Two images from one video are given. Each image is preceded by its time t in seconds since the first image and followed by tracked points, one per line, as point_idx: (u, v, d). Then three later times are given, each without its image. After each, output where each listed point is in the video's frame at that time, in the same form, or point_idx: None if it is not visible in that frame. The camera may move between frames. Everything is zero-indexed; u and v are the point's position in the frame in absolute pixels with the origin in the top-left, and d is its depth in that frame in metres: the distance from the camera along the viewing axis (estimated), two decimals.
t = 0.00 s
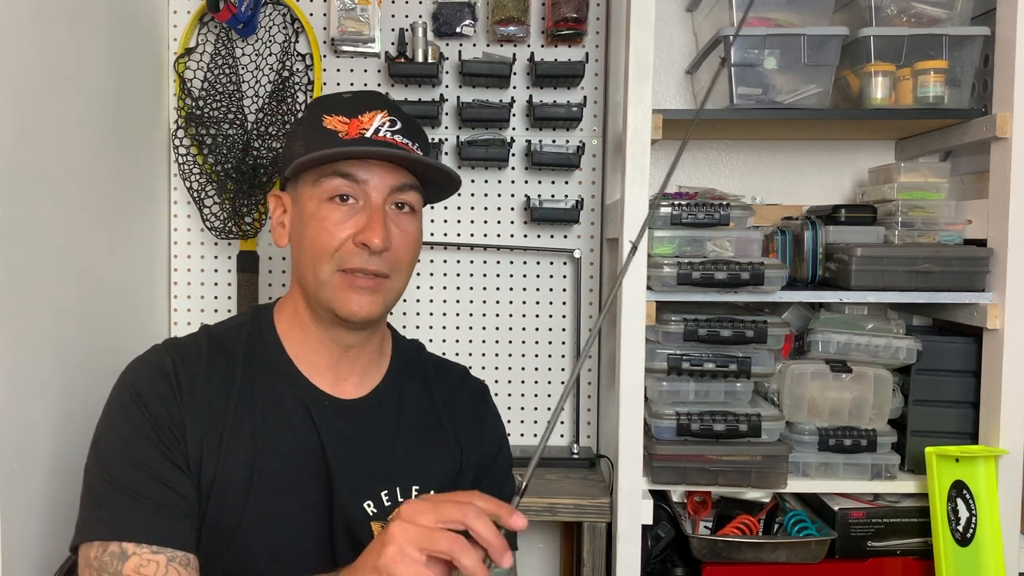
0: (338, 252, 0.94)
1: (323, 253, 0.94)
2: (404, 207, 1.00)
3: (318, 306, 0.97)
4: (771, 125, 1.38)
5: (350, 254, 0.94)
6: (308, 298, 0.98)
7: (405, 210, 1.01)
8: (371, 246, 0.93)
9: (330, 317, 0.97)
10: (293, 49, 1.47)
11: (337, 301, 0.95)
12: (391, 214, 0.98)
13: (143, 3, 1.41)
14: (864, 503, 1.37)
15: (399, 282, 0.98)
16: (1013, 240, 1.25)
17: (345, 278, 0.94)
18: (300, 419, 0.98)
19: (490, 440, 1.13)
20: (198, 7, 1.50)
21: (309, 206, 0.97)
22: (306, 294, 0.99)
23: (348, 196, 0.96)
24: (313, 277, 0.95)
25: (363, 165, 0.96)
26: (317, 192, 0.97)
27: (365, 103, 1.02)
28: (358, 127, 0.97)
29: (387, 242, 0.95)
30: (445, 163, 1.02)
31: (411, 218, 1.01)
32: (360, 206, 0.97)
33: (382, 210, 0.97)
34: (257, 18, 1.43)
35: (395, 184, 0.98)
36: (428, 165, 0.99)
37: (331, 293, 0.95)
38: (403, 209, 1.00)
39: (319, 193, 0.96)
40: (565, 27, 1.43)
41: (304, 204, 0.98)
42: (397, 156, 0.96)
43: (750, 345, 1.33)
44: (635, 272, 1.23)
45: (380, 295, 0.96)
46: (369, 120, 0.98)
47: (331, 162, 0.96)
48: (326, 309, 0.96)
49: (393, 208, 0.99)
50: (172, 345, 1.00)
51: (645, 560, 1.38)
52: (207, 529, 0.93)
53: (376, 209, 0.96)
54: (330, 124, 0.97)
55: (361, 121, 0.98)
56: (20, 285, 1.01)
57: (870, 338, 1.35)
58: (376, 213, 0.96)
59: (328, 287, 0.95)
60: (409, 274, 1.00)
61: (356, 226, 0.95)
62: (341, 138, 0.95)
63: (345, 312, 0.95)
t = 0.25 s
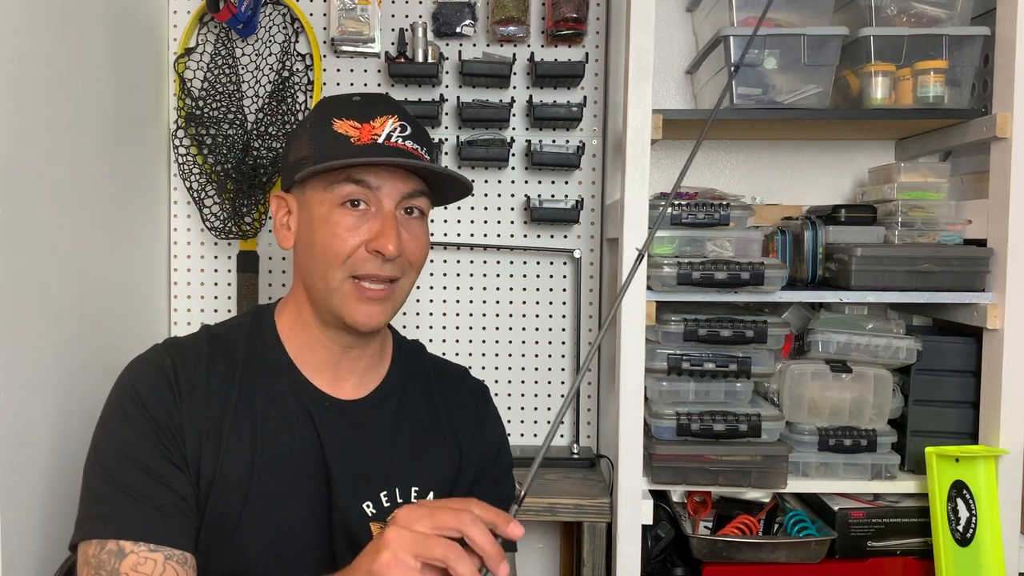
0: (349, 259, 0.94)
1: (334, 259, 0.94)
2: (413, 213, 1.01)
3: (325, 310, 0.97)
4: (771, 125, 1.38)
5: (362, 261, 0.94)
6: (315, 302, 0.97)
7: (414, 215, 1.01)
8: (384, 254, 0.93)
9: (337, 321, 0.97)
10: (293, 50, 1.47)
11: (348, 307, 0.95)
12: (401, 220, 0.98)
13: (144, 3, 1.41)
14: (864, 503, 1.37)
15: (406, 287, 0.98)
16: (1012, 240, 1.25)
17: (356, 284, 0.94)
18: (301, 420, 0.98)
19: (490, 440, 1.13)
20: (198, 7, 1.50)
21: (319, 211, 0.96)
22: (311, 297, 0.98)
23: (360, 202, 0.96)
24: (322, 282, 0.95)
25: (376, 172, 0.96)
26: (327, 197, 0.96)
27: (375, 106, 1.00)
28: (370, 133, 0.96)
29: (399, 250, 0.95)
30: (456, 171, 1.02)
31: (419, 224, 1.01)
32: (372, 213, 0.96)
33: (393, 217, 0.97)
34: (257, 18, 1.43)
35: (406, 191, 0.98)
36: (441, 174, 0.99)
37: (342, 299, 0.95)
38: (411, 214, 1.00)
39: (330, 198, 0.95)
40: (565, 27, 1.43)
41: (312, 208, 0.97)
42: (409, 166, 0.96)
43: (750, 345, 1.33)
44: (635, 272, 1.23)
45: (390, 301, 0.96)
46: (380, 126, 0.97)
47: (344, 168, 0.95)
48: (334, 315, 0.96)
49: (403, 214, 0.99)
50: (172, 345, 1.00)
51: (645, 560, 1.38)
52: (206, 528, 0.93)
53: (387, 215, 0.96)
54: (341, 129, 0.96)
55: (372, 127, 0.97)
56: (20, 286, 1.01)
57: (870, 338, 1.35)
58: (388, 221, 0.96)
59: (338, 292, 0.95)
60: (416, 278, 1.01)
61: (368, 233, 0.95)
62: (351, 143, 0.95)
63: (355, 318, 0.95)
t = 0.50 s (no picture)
0: (338, 259, 0.94)
1: (323, 260, 0.94)
2: (406, 215, 1.00)
3: (317, 312, 0.97)
4: (771, 125, 1.38)
5: (351, 262, 0.94)
6: (309, 304, 0.97)
7: (408, 218, 1.01)
8: (372, 255, 0.93)
9: (329, 323, 0.97)
10: (293, 49, 1.47)
11: (337, 308, 0.95)
12: (393, 222, 0.98)
13: (144, 3, 1.41)
14: (864, 503, 1.37)
15: (399, 289, 0.98)
16: (1012, 240, 1.25)
17: (345, 285, 0.94)
18: (300, 420, 0.98)
19: (489, 440, 1.13)
20: (198, 6, 1.50)
21: (310, 213, 0.96)
22: (306, 299, 0.99)
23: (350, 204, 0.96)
24: (313, 283, 0.95)
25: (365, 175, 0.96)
26: (318, 199, 0.96)
27: (372, 107, 1.00)
28: (362, 134, 0.96)
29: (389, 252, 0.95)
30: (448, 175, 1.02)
31: (413, 226, 1.00)
32: (362, 214, 0.96)
33: (384, 219, 0.96)
34: (257, 18, 1.43)
35: (397, 193, 0.98)
36: (432, 177, 0.99)
37: (332, 300, 0.95)
38: (405, 217, 1.00)
39: (320, 200, 0.96)
40: (565, 27, 1.43)
41: (304, 211, 0.97)
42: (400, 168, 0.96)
43: (750, 345, 1.33)
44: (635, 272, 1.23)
45: (380, 303, 0.96)
46: (374, 127, 0.97)
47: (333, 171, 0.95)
48: (326, 316, 0.96)
49: (396, 216, 0.99)
50: (172, 345, 1.00)
51: (645, 560, 1.38)
52: (205, 528, 0.93)
53: (377, 217, 0.96)
54: (335, 129, 0.96)
55: (366, 128, 0.97)
56: (20, 286, 1.01)
57: (870, 338, 1.35)
58: (378, 222, 0.96)
59: (328, 294, 0.95)
60: (409, 281, 1.00)
61: (358, 234, 0.95)
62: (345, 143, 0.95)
63: (345, 319, 0.95)
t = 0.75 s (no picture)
0: (378, 277, 0.91)
1: (361, 277, 0.91)
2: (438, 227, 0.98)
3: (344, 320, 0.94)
4: (771, 125, 1.38)
5: (392, 280, 0.91)
6: (336, 312, 0.94)
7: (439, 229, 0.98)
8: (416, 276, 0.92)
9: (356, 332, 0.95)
10: (293, 50, 1.47)
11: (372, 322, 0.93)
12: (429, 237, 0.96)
13: (143, 3, 1.41)
14: (864, 503, 1.37)
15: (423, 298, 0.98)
16: (1012, 240, 1.25)
17: (382, 300, 0.93)
18: (296, 420, 0.98)
19: (487, 440, 1.13)
20: (198, 6, 1.50)
21: (346, 224, 0.91)
22: (326, 304, 0.95)
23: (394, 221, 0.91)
24: (346, 295, 0.92)
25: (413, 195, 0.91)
26: (358, 212, 0.90)
27: (406, 120, 0.99)
28: (411, 151, 0.95)
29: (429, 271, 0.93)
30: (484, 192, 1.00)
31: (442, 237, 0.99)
32: (404, 232, 0.92)
33: (425, 236, 0.94)
34: (257, 18, 1.43)
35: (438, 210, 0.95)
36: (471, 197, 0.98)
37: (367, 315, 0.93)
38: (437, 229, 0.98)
39: (362, 214, 0.90)
40: (565, 27, 1.43)
41: (337, 219, 0.91)
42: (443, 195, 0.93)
43: (750, 345, 1.33)
44: (635, 272, 1.24)
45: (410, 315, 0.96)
46: (417, 144, 0.97)
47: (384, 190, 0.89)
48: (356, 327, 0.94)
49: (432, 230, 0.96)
50: (170, 343, 1.00)
51: (645, 560, 1.38)
52: (202, 527, 0.93)
53: (419, 236, 0.93)
54: (381, 142, 0.93)
55: (411, 145, 0.96)
56: (20, 286, 1.01)
57: (870, 338, 1.35)
58: (421, 242, 0.93)
59: (363, 308, 0.92)
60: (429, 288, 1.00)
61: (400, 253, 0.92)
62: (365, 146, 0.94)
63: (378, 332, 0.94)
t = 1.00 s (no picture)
0: (405, 292, 0.97)
1: (388, 291, 0.96)
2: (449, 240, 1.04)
3: (362, 329, 0.99)
4: (771, 125, 1.38)
5: (416, 294, 0.98)
6: (356, 322, 0.98)
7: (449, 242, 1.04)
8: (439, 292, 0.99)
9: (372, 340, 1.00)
10: (293, 50, 1.47)
11: (391, 332, 0.99)
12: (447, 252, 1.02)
13: (143, 3, 1.41)
14: (864, 503, 1.37)
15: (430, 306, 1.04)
16: (1012, 240, 1.25)
17: (403, 313, 0.99)
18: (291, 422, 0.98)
19: (481, 441, 1.13)
20: (198, 6, 1.50)
21: (377, 242, 0.95)
22: (343, 312, 0.98)
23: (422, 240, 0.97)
24: (370, 308, 0.97)
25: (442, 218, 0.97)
26: (391, 232, 0.95)
27: (439, 140, 1.02)
28: (443, 174, 1.00)
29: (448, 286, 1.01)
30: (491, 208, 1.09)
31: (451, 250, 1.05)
32: (431, 250, 0.98)
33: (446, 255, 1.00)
34: (257, 18, 1.43)
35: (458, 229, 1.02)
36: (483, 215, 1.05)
37: (389, 326, 0.98)
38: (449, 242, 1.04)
39: (395, 234, 0.95)
40: (565, 27, 1.43)
41: (369, 236, 0.95)
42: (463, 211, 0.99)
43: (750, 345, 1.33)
44: (635, 272, 1.24)
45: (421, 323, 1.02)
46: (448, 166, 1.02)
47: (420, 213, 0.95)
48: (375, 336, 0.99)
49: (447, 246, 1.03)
50: (166, 344, 1.00)
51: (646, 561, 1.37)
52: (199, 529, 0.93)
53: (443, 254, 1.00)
54: (419, 163, 0.97)
55: (444, 167, 1.01)
56: (20, 287, 1.01)
57: (870, 338, 1.35)
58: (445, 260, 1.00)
59: (386, 320, 0.98)
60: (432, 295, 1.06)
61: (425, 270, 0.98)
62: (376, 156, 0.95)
63: (395, 340, 1.00)
